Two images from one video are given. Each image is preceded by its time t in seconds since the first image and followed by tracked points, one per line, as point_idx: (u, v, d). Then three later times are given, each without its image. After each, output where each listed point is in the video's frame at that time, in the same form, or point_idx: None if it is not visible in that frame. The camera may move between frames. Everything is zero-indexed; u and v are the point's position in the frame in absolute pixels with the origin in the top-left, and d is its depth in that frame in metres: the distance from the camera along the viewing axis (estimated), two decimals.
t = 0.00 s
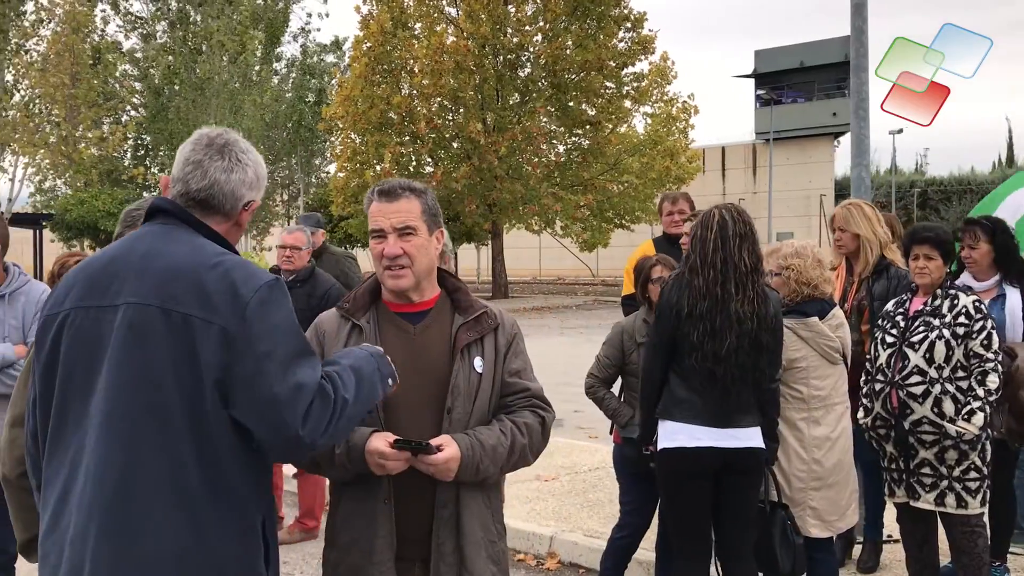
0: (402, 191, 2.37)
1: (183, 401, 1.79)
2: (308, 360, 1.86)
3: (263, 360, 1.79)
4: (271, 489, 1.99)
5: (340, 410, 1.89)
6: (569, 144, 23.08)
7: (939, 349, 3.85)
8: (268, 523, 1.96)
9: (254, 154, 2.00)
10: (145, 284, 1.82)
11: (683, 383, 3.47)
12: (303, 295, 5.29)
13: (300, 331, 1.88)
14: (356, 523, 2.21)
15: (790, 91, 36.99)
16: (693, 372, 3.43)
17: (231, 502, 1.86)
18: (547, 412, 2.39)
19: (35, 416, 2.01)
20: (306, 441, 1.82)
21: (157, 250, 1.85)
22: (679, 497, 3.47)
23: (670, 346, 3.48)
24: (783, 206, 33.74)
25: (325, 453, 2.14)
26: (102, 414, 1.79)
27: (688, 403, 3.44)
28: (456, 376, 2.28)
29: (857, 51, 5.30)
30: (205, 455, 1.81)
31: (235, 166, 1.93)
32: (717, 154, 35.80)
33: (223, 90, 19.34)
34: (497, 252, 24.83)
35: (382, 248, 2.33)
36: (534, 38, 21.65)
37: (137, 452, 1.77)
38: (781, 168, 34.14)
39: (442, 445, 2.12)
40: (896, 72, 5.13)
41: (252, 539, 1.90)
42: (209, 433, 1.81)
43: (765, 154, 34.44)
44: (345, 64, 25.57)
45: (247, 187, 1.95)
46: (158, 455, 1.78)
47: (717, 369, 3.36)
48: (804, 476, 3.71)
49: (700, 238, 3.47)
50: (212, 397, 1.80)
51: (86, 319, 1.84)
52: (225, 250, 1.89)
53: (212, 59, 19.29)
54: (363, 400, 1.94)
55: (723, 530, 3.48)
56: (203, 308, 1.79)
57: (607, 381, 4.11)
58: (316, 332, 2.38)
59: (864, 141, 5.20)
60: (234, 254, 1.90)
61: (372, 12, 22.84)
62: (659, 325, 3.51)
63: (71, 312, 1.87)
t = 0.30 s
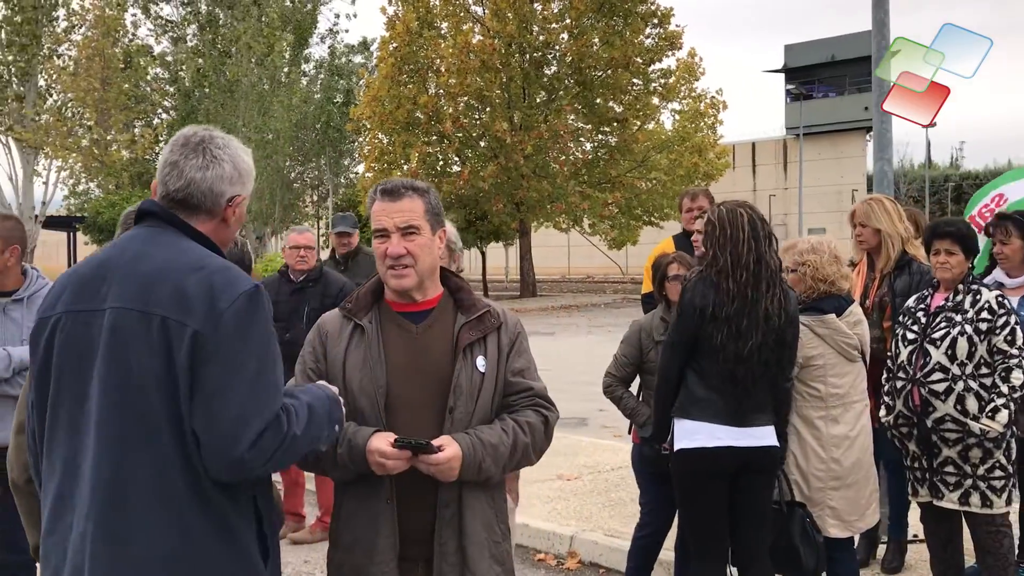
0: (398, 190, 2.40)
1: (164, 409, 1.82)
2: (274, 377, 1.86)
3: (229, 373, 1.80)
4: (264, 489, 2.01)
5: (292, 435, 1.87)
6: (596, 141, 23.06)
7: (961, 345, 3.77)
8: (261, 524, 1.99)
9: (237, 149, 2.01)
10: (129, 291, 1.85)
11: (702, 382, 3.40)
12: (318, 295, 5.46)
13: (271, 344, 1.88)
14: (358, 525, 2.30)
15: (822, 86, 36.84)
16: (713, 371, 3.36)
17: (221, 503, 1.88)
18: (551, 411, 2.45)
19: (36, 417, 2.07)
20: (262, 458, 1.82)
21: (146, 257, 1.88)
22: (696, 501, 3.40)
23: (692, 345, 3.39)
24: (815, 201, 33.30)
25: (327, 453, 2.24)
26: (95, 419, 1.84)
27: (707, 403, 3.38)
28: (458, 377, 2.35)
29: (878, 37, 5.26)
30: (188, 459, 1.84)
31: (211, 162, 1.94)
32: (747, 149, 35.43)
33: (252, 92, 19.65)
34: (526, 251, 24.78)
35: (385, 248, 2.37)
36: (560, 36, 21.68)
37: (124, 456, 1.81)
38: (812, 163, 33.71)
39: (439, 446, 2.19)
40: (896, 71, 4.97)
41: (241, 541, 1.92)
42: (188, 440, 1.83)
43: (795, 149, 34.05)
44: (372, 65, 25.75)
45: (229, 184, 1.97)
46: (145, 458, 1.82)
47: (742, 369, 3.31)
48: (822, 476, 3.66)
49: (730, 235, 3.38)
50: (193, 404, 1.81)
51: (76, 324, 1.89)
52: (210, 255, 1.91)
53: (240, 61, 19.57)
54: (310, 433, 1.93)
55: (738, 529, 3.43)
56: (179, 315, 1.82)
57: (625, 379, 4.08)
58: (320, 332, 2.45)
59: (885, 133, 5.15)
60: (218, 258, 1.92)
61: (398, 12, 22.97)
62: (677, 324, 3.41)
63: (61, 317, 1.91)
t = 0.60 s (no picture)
0: (397, 189, 2.45)
1: (137, 406, 1.86)
2: (241, 379, 1.87)
3: (196, 373, 1.82)
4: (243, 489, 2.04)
5: (258, 439, 1.88)
6: (615, 139, 23.01)
7: (979, 340, 3.72)
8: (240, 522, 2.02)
9: (215, 146, 2.02)
10: (109, 290, 1.90)
11: (722, 377, 3.33)
12: (327, 294, 5.59)
13: (240, 346, 1.90)
14: (364, 524, 2.35)
15: (844, 79, 36.52)
16: (735, 366, 3.30)
17: (196, 500, 1.91)
18: (555, 407, 2.50)
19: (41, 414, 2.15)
20: (224, 460, 1.84)
21: (127, 258, 1.93)
22: (717, 494, 3.37)
23: (713, 339, 3.32)
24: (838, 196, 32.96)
25: (335, 452, 2.30)
26: (76, 414, 1.90)
27: (727, 399, 3.31)
28: (462, 375, 2.40)
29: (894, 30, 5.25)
30: (161, 457, 1.87)
31: (185, 163, 1.98)
32: (770, 144, 35.15)
33: (272, 94, 19.91)
34: (547, 249, 24.74)
35: (389, 246, 2.42)
36: (579, 34, 21.67)
37: (103, 452, 1.86)
38: (835, 157, 33.38)
39: (442, 446, 2.24)
40: (895, 73, 4.91)
41: (215, 539, 1.94)
42: (160, 437, 1.86)
43: (818, 144, 33.71)
44: (391, 65, 25.86)
45: (204, 180, 1.98)
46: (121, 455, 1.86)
47: (770, 365, 3.26)
48: (838, 474, 3.59)
49: (747, 230, 3.33)
50: (162, 403, 1.84)
51: (65, 324, 1.95)
52: (190, 254, 1.94)
53: (260, 63, 19.81)
54: (277, 439, 1.94)
55: (758, 524, 3.39)
56: (150, 314, 1.85)
57: (636, 375, 4.07)
58: (326, 332, 2.51)
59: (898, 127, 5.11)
60: (195, 257, 1.94)
61: (416, 12, 23.04)
62: (695, 319, 3.34)
63: (54, 318, 1.98)
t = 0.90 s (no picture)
0: (403, 192, 2.49)
1: (128, 400, 1.86)
2: (228, 375, 1.85)
3: (179, 369, 1.81)
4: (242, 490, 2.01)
5: (247, 438, 1.85)
6: (634, 136, 23.00)
7: (999, 336, 3.67)
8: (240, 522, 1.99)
9: (203, 142, 2.05)
10: (112, 290, 1.93)
11: (738, 374, 3.32)
12: (340, 294, 5.65)
13: (230, 342, 1.87)
14: (379, 521, 2.39)
15: (864, 74, 36.25)
16: (754, 364, 3.29)
17: (186, 497, 1.89)
18: (567, 403, 2.53)
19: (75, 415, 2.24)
20: (208, 456, 1.81)
21: (130, 259, 1.96)
22: (734, 491, 3.35)
23: (729, 335, 3.31)
24: (859, 192, 32.70)
25: (350, 450, 2.32)
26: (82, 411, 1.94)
27: (743, 395, 3.30)
28: (475, 372, 2.43)
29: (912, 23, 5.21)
30: (151, 452, 1.86)
31: (190, 163, 2.01)
32: (790, 140, 34.91)
33: (292, 95, 20.10)
34: (566, 247, 24.73)
35: (400, 247, 2.46)
36: (596, 32, 21.65)
37: (100, 448, 1.89)
38: (855, 153, 33.12)
39: (455, 443, 2.26)
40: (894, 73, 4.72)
41: (208, 538, 1.91)
42: (149, 434, 1.86)
43: (839, 139, 33.45)
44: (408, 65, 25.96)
45: (187, 173, 2.01)
46: (115, 452, 1.88)
47: (791, 363, 3.24)
48: (855, 470, 3.57)
49: (763, 227, 3.32)
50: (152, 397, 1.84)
51: (79, 326, 2.01)
52: (189, 253, 1.94)
53: (280, 64, 19.99)
54: (270, 439, 1.90)
55: (776, 520, 3.37)
56: (142, 309, 1.86)
57: (650, 368, 4.06)
58: (340, 332, 2.55)
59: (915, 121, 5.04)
60: (193, 255, 1.94)
61: (434, 12, 23.07)
62: (713, 315, 3.33)
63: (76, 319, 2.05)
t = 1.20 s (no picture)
0: (406, 195, 2.50)
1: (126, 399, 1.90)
2: (212, 372, 1.80)
3: (164, 368, 1.81)
4: (249, 494, 1.97)
5: (228, 434, 1.80)
6: (646, 138, 23.01)
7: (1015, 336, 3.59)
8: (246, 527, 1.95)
9: (211, 145, 2.07)
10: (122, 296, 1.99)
11: (748, 375, 3.30)
12: (353, 296, 5.68)
13: (219, 340, 1.83)
14: (389, 523, 2.39)
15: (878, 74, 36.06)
16: (764, 366, 3.26)
17: (180, 497, 1.88)
18: (577, 407, 2.52)
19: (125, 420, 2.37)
20: (187, 453, 1.78)
21: (143, 263, 2.00)
22: (746, 493, 3.33)
23: (739, 336, 3.29)
24: (874, 192, 32.50)
25: (358, 452, 2.33)
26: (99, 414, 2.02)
27: (753, 396, 3.28)
28: (483, 377, 2.44)
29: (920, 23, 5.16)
30: (146, 451, 1.89)
31: (200, 165, 2.03)
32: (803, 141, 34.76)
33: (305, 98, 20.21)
34: (578, 249, 24.69)
35: (402, 250, 2.47)
36: (608, 33, 21.64)
37: (106, 449, 1.95)
38: (870, 153, 32.94)
39: (465, 444, 2.26)
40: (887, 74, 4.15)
41: (203, 540, 1.88)
42: (143, 433, 1.88)
43: (853, 139, 33.27)
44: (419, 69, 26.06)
45: (196, 174, 2.03)
46: (119, 452, 1.93)
47: (800, 364, 3.22)
48: (868, 470, 3.55)
49: (772, 227, 3.31)
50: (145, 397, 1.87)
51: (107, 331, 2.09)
52: (190, 252, 1.94)
53: (292, 68, 20.12)
54: (257, 435, 1.84)
55: (788, 519, 3.36)
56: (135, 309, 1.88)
57: (660, 367, 4.05)
58: (351, 336, 2.57)
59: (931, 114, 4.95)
60: (190, 252, 1.95)
61: (445, 14, 23.13)
62: (723, 316, 3.31)
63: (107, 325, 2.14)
